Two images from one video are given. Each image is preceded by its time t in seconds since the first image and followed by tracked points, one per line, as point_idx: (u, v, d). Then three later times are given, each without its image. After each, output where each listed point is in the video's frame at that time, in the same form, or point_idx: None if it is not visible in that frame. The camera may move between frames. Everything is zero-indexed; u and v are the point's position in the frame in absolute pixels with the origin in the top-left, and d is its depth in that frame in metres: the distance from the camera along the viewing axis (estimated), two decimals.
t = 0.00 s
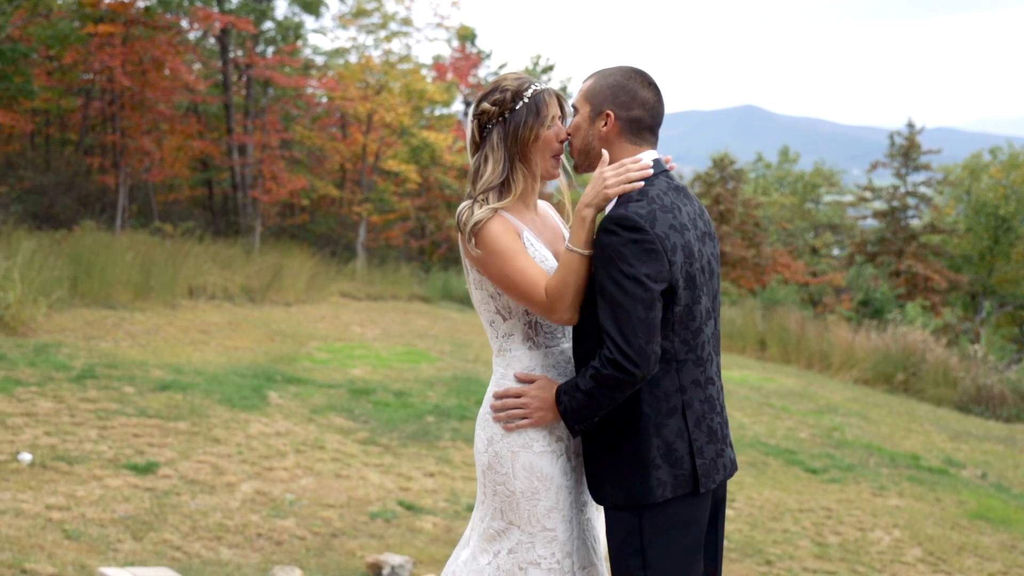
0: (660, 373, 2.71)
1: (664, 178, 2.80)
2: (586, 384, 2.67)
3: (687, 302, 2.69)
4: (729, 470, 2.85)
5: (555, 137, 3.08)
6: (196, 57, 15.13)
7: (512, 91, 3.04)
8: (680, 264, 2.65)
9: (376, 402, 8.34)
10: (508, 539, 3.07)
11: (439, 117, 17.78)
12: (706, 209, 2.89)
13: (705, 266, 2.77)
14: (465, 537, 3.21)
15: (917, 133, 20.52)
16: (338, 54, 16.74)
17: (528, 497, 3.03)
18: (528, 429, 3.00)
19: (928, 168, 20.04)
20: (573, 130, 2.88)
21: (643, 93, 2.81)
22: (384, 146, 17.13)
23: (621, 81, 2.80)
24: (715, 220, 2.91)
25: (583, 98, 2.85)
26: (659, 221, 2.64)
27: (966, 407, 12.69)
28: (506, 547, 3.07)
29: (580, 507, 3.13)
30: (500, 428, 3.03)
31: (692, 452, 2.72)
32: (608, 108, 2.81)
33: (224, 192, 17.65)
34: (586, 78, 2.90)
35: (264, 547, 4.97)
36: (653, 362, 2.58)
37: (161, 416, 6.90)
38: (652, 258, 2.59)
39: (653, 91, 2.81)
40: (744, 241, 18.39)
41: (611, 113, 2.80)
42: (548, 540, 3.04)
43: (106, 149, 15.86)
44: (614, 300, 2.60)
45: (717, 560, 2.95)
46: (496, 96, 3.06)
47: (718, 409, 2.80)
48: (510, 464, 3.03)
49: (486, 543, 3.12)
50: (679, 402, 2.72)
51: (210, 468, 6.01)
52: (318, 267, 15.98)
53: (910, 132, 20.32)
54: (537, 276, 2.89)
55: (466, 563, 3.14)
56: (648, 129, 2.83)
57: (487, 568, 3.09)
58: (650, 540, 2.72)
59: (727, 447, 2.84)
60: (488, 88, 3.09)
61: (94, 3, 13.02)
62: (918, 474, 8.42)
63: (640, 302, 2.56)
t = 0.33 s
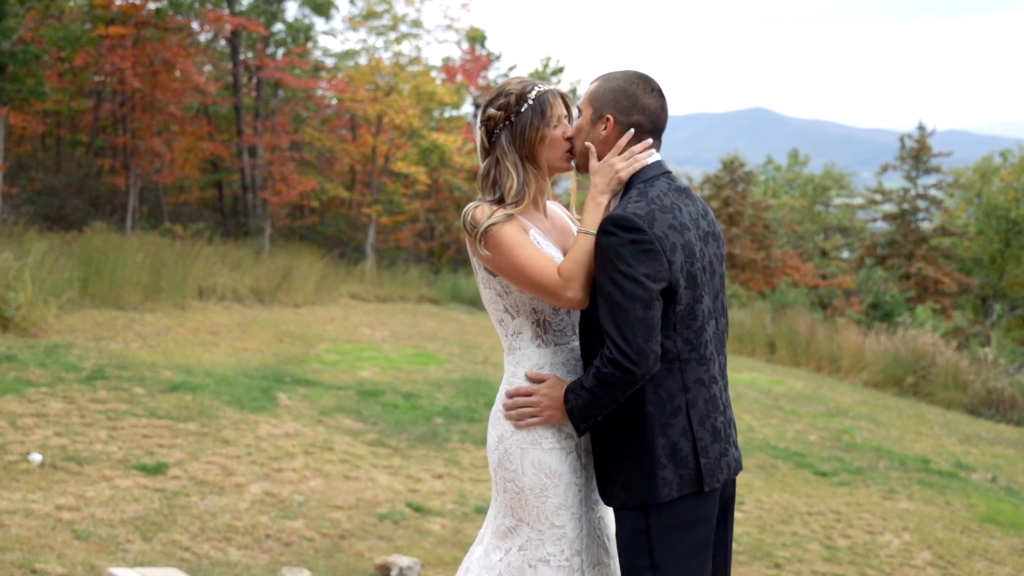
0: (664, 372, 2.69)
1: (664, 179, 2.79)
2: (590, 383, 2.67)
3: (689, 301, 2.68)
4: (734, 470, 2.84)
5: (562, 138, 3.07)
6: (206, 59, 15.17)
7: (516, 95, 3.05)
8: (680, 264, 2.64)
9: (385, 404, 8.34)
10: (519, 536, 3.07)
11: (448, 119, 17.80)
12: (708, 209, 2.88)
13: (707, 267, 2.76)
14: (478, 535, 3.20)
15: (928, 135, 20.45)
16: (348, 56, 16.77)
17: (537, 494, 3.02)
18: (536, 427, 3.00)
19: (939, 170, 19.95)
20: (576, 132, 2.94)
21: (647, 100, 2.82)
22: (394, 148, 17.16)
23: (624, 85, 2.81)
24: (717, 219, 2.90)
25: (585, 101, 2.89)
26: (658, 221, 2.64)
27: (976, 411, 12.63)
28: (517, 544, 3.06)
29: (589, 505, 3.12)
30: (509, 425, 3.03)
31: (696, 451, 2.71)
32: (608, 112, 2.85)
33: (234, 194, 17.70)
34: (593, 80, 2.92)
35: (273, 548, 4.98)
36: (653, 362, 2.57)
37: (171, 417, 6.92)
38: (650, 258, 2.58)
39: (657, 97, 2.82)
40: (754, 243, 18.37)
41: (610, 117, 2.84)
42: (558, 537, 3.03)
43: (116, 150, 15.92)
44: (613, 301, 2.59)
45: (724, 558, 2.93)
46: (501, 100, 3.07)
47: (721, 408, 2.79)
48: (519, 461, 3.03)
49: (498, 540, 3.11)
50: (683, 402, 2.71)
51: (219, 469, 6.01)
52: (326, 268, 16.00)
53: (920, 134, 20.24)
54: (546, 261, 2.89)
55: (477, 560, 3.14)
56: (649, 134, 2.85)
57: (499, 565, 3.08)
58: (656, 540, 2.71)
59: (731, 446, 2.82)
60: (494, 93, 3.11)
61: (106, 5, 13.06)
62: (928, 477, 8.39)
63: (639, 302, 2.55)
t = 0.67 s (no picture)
0: (665, 373, 2.69)
1: (666, 180, 2.80)
2: (592, 382, 2.67)
3: (691, 301, 2.69)
4: (735, 470, 2.84)
5: (564, 139, 3.06)
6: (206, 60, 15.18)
7: (519, 96, 3.05)
8: (683, 263, 2.65)
9: (386, 404, 8.35)
10: (522, 538, 3.07)
11: (449, 119, 17.79)
12: (709, 210, 2.89)
13: (709, 267, 2.77)
14: (482, 537, 3.20)
15: (929, 135, 20.44)
16: (348, 57, 16.78)
17: (540, 496, 3.02)
18: (538, 430, 3.00)
19: (940, 170, 19.94)
20: (580, 131, 2.94)
21: (651, 100, 2.83)
22: (394, 148, 17.18)
23: (630, 85, 2.81)
24: (717, 220, 2.90)
25: (590, 100, 2.88)
26: (661, 221, 2.64)
27: (977, 410, 12.63)
28: (520, 546, 3.07)
29: (593, 506, 3.12)
30: (515, 428, 3.03)
31: (697, 451, 2.71)
32: (614, 111, 2.85)
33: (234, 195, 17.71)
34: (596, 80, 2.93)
35: (274, 549, 4.98)
36: (655, 362, 2.57)
37: (172, 418, 6.92)
38: (653, 259, 2.58)
39: (661, 98, 2.83)
40: (754, 242, 18.38)
41: (616, 116, 2.84)
42: (561, 538, 3.03)
43: (117, 151, 15.92)
44: (616, 299, 2.59)
45: (724, 558, 2.94)
46: (503, 102, 3.06)
47: (722, 408, 2.79)
48: (522, 463, 3.03)
49: (501, 542, 3.11)
50: (684, 402, 2.71)
51: (220, 470, 6.01)
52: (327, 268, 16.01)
53: (921, 134, 20.22)
54: (549, 263, 2.89)
55: (481, 562, 3.13)
56: (654, 134, 2.86)
57: (502, 566, 3.08)
58: (658, 540, 2.71)
59: (732, 446, 2.82)
60: (496, 95, 3.10)
61: (106, 6, 13.02)
62: (929, 477, 8.39)
63: (642, 301, 2.56)
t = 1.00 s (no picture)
0: (678, 372, 2.69)
1: (676, 179, 2.80)
2: (606, 382, 2.66)
3: (703, 300, 2.68)
4: (746, 470, 2.83)
5: (568, 140, 3.06)
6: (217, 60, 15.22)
7: (524, 96, 3.04)
8: (695, 262, 2.64)
9: (396, 403, 8.36)
10: (532, 539, 3.06)
11: (459, 118, 17.80)
12: (719, 209, 2.88)
13: (720, 266, 2.76)
14: (490, 539, 3.19)
15: (941, 134, 20.37)
16: (358, 57, 16.82)
17: (552, 497, 3.02)
18: (554, 431, 2.99)
19: (952, 168, 19.87)
20: (585, 131, 2.92)
21: (657, 98, 2.82)
22: (404, 147, 17.20)
23: (635, 84, 2.80)
24: (728, 220, 2.90)
25: (595, 100, 2.87)
26: (674, 219, 2.63)
27: (990, 410, 12.56)
28: (529, 548, 3.06)
29: (604, 507, 3.11)
30: (530, 429, 3.02)
31: (710, 451, 2.70)
32: (620, 110, 2.84)
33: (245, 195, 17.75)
34: (601, 80, 2.92)
35: (285, 548, 4.99)
36: (670, 360, 2.56)
37: (183, 417, 6.94)
38: (666, 257, 2.58)
39: (666, 97, 2.82)
40: (765, 242, 18.32)
41: (623, 115, 2.83)
42: (571, 539, 3.02)
43: (128, 151, 15.98)
44: (629, 297, 2.58)
45: (734, 558, 2.93)
46: (508, 101, 3.05)
47: (733, 408, 2.78)
48: (535, 465, 3.02)
49: (509, 544, 3.10)
50: (697, 403, 2.70)
51: (231, 469, 6.03)
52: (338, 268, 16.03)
53: (933, 132, 20.14)
54: (560, 264, 2.89)
55: (490, 564, 3.13)
56: (660, 134, 2.85)
57: (510, 570, 3.07)
58: (670, 541, 2.70)
59: (744, 446, 2.81)
60: (500, 95, 3.09)
61: (117, 6, 13.03)
62: (941, 476, 8.35)
63: (656, 299, 2.55)
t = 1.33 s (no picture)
0: (685, 371, 2.68)
1: (677, 178, 2.80)
2: (614, 382, 2.65)
3: (707, 299, 2.68)
4: (754, 468, 2.82)
5: (566, 142, 3.05)
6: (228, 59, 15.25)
7: (523, 97, 3.03)
8: (699, 260, 2.64)
9: (405, 402, 8.35)
10: (544, 542, 3.06)
11: (468, 117, 17.80)
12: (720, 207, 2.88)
13: (723, 264, 2.75)
14: (501, 542, 3.19)
15: (952, 133, 20.29)
16: (368, 55, 16.85)
17: (564, 500, 3.01)
18: (564, 433, 2.99)
19: (963, 168, 19.80)
20: (582, 133, 2.92)
21: (652, 98, 2.83)
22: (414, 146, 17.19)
23: (630, 85, 2.81)
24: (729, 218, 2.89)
25: (592, 102, 2.88)
26: (676, 218, 2.63)
27: (1000, 410, 12.49)
28: (541, 551, 3.06)
29: (615, 508, 3.11)
30: (540, 432, 3.02)
31: (718, 450, 2.69)
32: (618, 112, 2.84)
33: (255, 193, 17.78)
34: (596, 82, 2.92)
35: (295, 545, 4.99)
36: (677, 359, 2.55)
37: (193, 415, 6.95)
38: (669, 255, 2.57)
39: (661, 96, 2.84)
40: (775, 241, 18.27)
41: (621, 116, 2.83)
42: (583, 541, 3.01)
43: (138, 149, 16.04)
44: (633, 297, 2.57)
45: (742, 555, 2.92)
46: (507, 102, 3.04)
47: (740, 406, 2.77)
48: (545, 468, 3.02)
49: (520, 548, 3.10)
50: (705, 402, 2.69)
51: (241, 467, 6.04)
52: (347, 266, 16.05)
53: (944, 132, 20.06)
54: (562, 266, 2.88)
55: (503, 568, 3.12)
56: (658, 134, 2.86)
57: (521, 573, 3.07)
58: (678, 541, 2.69)
59: (751, 444, 2.80)
60: (498, 96, 3.08)
61: (128, 5, 13.09)
62: (951, 477, 8.31)
63: (661, 297, 2.54)
